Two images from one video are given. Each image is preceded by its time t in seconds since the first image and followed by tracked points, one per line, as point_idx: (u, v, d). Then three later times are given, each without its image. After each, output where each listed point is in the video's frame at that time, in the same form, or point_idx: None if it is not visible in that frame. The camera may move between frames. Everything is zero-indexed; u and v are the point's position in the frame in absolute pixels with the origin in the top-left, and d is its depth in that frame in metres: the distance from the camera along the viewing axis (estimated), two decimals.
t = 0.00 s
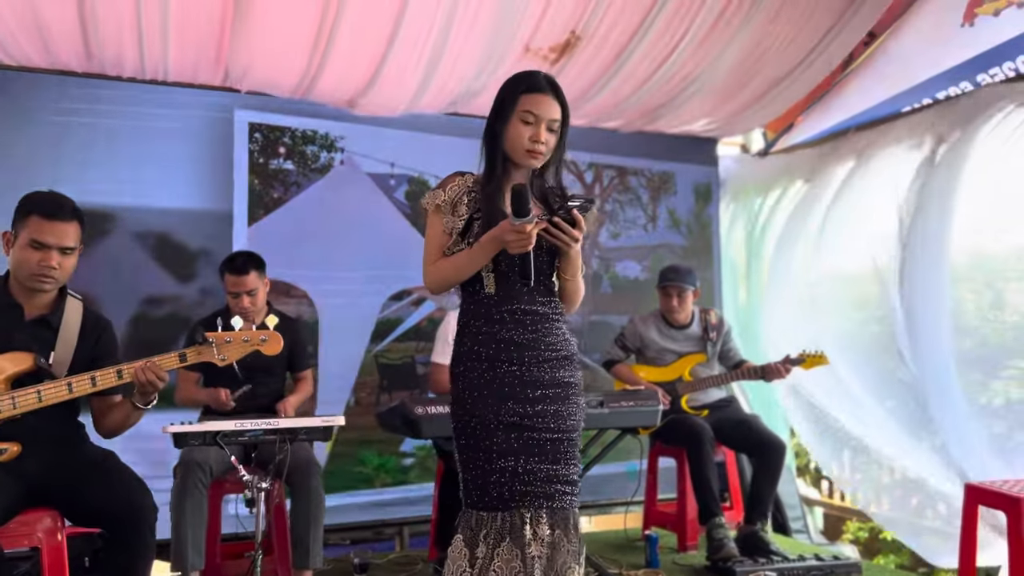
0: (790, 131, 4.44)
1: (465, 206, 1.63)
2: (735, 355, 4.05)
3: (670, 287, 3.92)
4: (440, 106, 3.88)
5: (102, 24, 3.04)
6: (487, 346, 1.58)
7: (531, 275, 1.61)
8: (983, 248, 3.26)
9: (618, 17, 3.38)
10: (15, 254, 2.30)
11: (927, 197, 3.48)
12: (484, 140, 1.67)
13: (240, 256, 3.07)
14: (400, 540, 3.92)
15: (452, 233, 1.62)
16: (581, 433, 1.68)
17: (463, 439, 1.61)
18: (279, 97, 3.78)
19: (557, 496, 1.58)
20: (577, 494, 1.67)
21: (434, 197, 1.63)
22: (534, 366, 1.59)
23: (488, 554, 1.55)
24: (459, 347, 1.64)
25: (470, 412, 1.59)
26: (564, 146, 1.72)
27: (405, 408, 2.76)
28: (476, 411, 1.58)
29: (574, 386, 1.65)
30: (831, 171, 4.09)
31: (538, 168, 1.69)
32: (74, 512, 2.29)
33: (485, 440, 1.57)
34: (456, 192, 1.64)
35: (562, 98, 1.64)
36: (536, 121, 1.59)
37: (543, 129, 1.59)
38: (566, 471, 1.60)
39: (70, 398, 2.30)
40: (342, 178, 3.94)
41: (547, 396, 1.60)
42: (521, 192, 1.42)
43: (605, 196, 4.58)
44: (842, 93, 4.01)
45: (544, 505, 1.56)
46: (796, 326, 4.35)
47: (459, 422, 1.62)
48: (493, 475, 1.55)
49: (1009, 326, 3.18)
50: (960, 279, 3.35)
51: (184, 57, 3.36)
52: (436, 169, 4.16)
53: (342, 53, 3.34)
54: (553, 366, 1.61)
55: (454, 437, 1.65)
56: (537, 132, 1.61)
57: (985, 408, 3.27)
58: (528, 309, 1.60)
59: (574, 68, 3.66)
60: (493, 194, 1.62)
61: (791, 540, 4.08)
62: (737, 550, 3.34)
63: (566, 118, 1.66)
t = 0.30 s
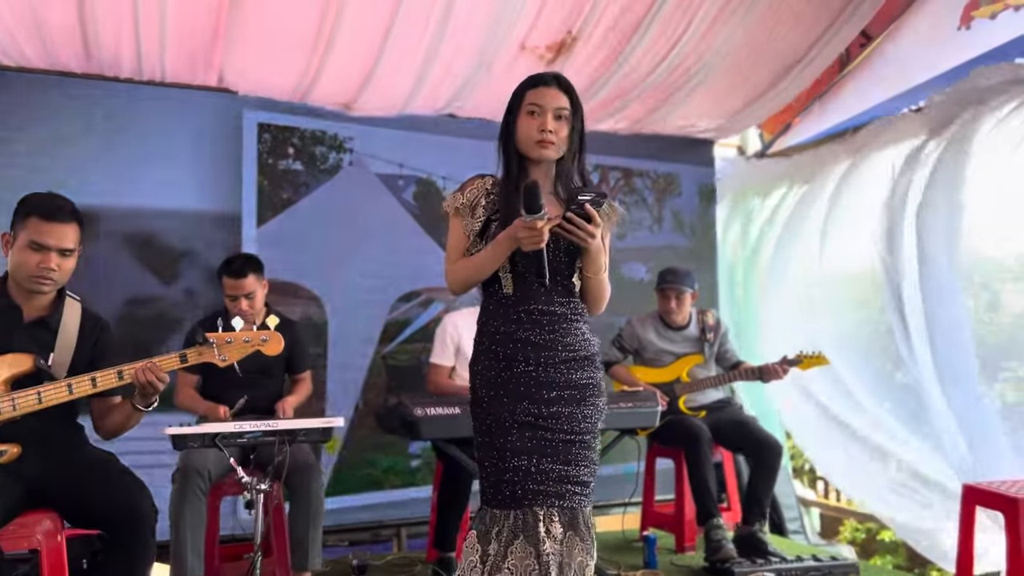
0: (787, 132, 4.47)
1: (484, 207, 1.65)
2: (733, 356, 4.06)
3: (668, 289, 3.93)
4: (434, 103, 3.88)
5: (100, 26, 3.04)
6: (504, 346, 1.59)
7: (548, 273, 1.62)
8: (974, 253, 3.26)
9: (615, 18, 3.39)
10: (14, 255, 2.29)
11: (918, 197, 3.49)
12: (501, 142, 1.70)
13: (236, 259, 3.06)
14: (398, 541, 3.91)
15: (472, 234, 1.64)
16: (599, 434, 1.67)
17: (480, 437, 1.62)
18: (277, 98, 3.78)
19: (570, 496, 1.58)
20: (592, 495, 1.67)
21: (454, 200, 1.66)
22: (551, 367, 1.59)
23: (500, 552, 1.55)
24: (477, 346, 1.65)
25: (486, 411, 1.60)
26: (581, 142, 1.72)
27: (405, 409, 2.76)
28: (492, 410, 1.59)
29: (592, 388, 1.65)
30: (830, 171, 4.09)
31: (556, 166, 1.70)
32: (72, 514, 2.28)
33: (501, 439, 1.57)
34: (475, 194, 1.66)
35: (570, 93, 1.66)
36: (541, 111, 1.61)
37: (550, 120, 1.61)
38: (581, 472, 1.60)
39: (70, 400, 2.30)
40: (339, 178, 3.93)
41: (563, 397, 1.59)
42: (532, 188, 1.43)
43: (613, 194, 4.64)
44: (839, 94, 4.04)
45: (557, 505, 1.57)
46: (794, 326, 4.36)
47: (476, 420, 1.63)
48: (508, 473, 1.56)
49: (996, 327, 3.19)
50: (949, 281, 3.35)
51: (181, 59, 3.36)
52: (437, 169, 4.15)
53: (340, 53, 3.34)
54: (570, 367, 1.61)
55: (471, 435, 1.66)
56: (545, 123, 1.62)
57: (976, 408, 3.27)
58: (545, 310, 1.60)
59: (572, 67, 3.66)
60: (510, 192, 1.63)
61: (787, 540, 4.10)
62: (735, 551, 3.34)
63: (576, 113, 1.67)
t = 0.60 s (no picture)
0: (781, 134, 4.49)
1: (484, 215, 1.65)
2: (727, 357, 4.07)
3: (663, 289, 3.94)
4: (436, 102, 3.87)
5: (95, 27, 3.04)
6: (507, 351, 1.60)
7: (547, 278, 1.63)
8: (961, 258, 3.24)
9: (612, 17, 3.38)
10: (7, 256, 2.28)
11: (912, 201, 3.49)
12: (501, 147, 1.70)
13: (231, 258, 3.06)
14: (393, 542, 3.90)
15: (473, 242, 1.64)
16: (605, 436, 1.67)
17: (486, 442, 1.62)
18: (272, 101, 3.79)
19: (575, 499, 1.58)
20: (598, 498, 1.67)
21: (453, 210, 1.65)
22: (555, 371, 1.59)
23: (505, 554, 1.55)
24: (481, 351, 1.65)
25: (491, 416, 1.61)
26: (579, 147, 1.72)
27: (399, 409, 2.76)
28: (497, 414, 1.59)
29: (597, 390, 1.65)
30: (823, 175, 4.08)
31: (556, 170, 1.70)
32: (64, 516, 2.28)
33: (506, 443, 1.58)
34: (476, 202, 1.66)
35: (568, 96, 1.66)
36: (541, 113, 1.61)
37: (550, 122, 1.61)
38: (586, 475, 1.60)
39: (64, 401, 2.29)
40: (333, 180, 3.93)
41: (567, 400, 1.59)
42: (527, 193, 1.44)
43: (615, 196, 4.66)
44: (834, 96, 4.06)
45: (562, 508, 1.57)
46: (788, 329, 4.35)
47: (483, 425, 1.64)
48: (513, 477, 1.56)
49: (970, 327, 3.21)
50: (943, 284, 3.31)
51: (176, 59, 3.35)
52: (436, 168, 4.14)
53: (337, 53, 3.33)
54: (574, 371, 1.61)
55: (478, 440, 1.67)
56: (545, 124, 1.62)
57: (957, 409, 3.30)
58: (547, 315, 1.61)
59: (570, 67, 3.65)
60: (510, 197, 1.63)
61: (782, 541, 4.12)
62: (729, 552, 3.34)
63: (575, 117, 1.67)
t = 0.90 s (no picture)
0: (776, 135, 4.41)
1: (477, 215, 1.65)
2: (721, 358, 4.07)
3: (659, 289, 3.95)
4: (425, 102, 3.86)
5: (92, 29, 3.04)
6: (499, 350, 1.60)
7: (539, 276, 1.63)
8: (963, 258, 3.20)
9: (605, 19, 3.37)
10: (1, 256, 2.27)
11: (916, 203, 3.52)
12: (495, 148, 1.71)
13: (227, 256, 3.07)
14: (387, 542, 3.90)
15: (466, 242, 1.65)
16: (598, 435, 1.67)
17: (479, 441, 1.63)
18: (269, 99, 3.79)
19: (567, 498, 1.58)
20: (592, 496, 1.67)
21: (447, 209, 1.66)
22: (547, 370, 1.59)
23: (498, 553, 1.56)
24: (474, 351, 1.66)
25: (484, 415, 1.61)
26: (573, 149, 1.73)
27: (392, 410, 2.75)
28: (490, 413, 1.60)
29: (589, 389, 1.65)
30: (819, 176, 4.10)
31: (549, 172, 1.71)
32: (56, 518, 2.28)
33: (498, 442, 1.58)
34: (469, 202, 1.66)
35: (563, 99, 1.67)
36: (539, 117, 1.62)
37: (546, 126, 1.62)
38: (578, 473, 1.60)
39: (57, 402, 2.29)
40: (332, 180, 3.94)
41: (559, 400, 1.60)
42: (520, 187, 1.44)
43: (614, 195, 4.71)
44: (825, 99, 4.01)
45: (554, 507, 1.57)
46: (781, 329, 4.36)
47: (477, 424, 1.64)
48: (505, 476, 1.57)
49: (958, 330, 3.21)
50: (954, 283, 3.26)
51: (169, 59, 3.35)
52: (438, 168, 4.17)
53: (330, 54, 3.33)
54: (565, 370, 1.61)
55: (472, 439, 1.67)
56: (541, 129, 1.63)
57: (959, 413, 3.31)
58: (539, 314, 1.61)
59: (564, 68, 3.66)
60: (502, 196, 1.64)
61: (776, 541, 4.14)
62: (723, 552, 3.34)
63: (570, 119, 1.68)
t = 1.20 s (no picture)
0: (772, 135, 4.43)
1: (473, 218, 1.65)
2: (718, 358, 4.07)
3: (656, 290, 3.94)
4: (423, 101, 3.87)
5: (88, 27, 3.03)
6: (498, 352, 1.60)
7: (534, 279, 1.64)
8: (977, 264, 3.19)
9: (603, 20, 3.38)
10: None
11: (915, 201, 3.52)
12: (492, 152, 1.70)
13: (221, 255, 3.06)
14: (383, 541, 3.89)
15: (462, 245, 1.64)
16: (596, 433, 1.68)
17: (480, 443, 1.62)
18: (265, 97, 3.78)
19: (569, 497, 1.58)
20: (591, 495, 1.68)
21: (443, 212, 1.66)
22: (545, 370, 1.60)
23: (505, 555, 1.55)
24: (472, 353, 1.66)
25: (484, 417, 1.61)
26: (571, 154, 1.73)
27: (388, 408, 2.75)
28: (490, 415, 1.60)
29: (587, 389, 1.65)
30: (815, 177, 4.10)
31: (546, 177, 1.71)
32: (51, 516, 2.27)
33: (500, 443, 1.58)
34: (464, 206, 1.66)
35: (562, 106, 1.66)
36: (540, 131, 1.61)
37: (546, 139, 1.61)
38: (579, 472, 1.61)
39: (53, 400, 2.28)
40: (329, 179, 3.94)
41: (558, 400, 1.60)
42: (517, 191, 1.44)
43: (611, 195, 4.71)
44: (824, 101, 4.01)
45: (557, 506, 1.57)
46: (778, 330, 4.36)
47: (477, 426, 1.64)
48: (507, 477, 1.56)
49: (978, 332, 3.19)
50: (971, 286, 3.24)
51: (166, 57, 3.34)
52: (436, 167, 4.17)
53: (330, 53, 3.33)
54: (564, 370, 1.62)
55: (472, 441, 1.66)
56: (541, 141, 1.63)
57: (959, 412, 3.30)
58: (536, 315, 1.61)
59: (563, 68, 3.67)
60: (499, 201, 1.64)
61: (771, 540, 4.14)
62: (719, 551, 3.35)
63: (569, 126, 1.68)
